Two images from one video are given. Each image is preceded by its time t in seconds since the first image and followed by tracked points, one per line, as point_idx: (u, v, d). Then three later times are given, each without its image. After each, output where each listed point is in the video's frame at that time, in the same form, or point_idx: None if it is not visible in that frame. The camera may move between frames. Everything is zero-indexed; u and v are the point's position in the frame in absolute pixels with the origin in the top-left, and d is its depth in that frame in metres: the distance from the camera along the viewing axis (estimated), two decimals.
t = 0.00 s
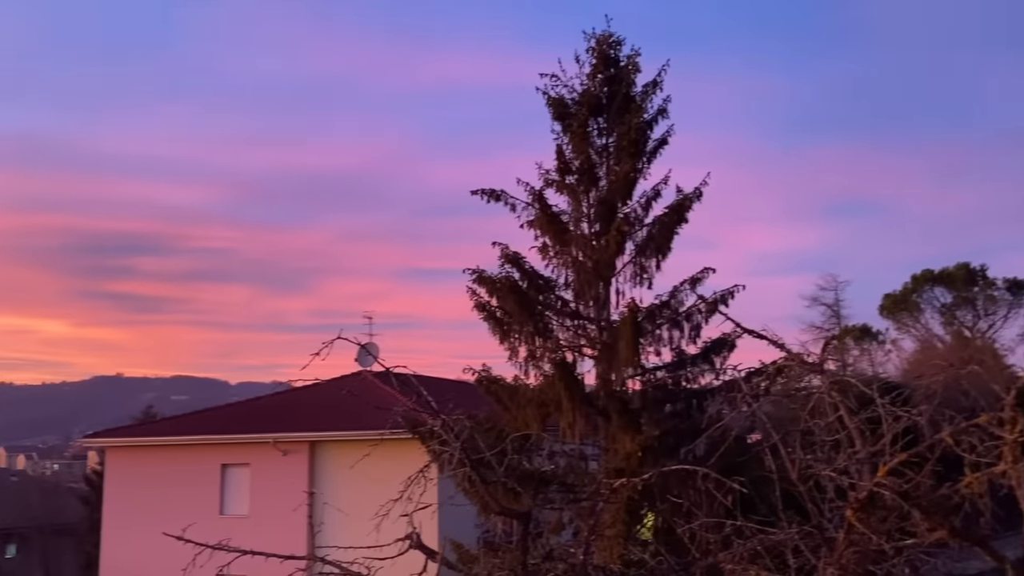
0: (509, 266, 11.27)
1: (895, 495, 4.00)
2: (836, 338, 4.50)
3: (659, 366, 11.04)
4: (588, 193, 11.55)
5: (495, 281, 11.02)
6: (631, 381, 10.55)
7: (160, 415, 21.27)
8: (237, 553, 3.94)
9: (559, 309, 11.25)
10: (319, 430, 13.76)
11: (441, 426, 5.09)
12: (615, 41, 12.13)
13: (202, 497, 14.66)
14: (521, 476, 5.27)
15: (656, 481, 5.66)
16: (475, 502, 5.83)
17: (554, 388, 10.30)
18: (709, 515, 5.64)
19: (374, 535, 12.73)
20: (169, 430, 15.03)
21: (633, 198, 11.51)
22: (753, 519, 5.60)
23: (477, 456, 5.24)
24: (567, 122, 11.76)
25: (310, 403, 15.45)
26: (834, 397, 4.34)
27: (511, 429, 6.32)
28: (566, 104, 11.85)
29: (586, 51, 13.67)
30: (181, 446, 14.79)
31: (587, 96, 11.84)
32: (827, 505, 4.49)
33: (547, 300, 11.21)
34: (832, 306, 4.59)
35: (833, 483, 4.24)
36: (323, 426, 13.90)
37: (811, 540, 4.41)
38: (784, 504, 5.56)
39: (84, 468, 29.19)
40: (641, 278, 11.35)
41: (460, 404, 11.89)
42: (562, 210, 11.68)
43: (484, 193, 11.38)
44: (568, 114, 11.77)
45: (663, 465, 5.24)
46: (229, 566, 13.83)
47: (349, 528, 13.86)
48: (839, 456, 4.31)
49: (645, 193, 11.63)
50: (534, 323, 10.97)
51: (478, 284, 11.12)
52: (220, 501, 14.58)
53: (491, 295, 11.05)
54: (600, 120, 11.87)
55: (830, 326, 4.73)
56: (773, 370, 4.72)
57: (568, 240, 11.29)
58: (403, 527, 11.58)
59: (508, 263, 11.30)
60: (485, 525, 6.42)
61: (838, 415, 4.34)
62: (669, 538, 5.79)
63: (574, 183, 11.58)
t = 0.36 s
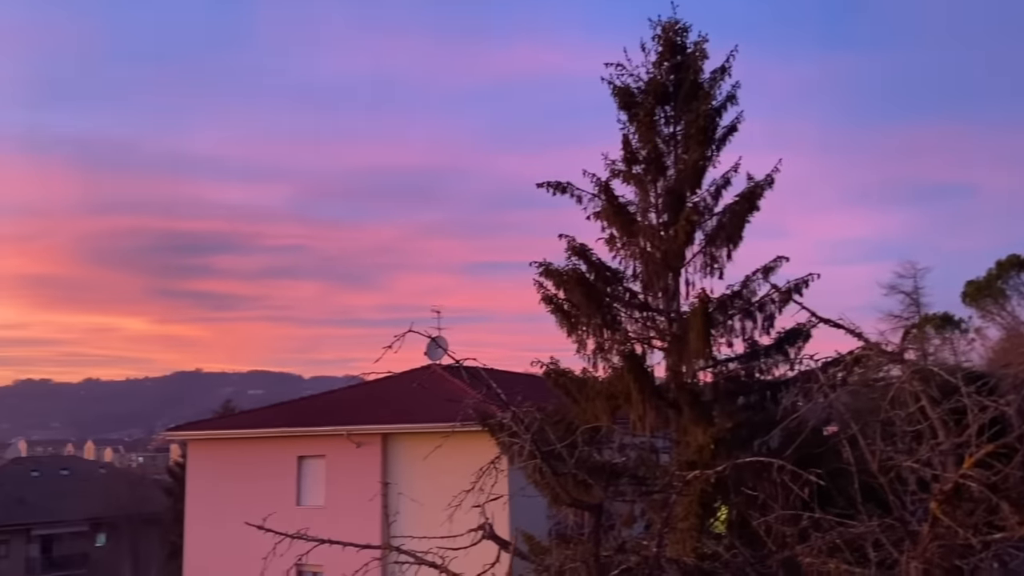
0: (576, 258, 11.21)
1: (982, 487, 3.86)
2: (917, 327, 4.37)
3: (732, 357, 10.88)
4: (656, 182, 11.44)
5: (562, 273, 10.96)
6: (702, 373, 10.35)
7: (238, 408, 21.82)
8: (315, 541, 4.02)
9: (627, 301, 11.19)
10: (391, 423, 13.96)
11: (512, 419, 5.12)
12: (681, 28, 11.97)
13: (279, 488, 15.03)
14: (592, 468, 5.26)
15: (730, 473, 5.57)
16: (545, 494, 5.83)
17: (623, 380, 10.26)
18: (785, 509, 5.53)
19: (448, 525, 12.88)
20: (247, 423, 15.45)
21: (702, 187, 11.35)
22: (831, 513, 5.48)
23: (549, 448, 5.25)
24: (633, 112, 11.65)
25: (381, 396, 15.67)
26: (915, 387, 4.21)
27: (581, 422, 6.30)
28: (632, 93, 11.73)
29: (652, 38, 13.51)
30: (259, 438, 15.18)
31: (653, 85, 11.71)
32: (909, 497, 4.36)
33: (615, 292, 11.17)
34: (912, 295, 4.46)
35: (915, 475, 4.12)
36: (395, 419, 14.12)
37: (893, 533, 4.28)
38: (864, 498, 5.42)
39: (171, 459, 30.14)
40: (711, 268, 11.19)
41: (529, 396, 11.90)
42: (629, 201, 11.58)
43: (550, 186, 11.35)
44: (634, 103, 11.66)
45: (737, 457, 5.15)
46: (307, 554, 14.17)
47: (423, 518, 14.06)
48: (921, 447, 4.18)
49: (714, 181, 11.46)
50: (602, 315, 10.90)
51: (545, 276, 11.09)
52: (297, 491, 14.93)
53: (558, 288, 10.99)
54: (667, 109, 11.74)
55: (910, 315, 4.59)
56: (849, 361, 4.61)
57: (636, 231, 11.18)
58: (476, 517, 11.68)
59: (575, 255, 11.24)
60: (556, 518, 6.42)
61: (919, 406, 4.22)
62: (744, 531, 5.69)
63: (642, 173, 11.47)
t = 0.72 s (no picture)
0: (648, 247, 11.10)
1: None
2: (1008, 313, 4.19)
3: (811, 346, 10.64)
4: (731, 168, 11.23)
5: (634, 263, 10.85)
6: (781, 363, 10.16)
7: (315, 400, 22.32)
8: (397, 530, 4.08)
9: (702, 291, 11.07)
10: (466, 413, 14.12)
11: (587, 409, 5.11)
12: (755, 10, 11.71)
13: (357, 477, 15.32)
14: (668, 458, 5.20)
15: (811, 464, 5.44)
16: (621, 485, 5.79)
17: (698, 370, 10.11)
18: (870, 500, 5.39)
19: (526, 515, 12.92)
20: (325, 414, 15.80)
21: (778, 172, 11.11)
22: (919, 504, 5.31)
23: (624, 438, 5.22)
24: (706, 97, 11.46)
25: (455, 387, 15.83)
26: (1006, 375, 4.05)
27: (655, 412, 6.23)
28: (705, 79, 11.52)
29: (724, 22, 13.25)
30: (337, 428, 15.52)
31: (726, 69, 11.48)
32: (1003, 489, 4.19)
33: (689, 282, 11.05)
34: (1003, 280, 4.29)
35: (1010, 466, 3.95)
36: (469, 410, 14.26)
37: (987, 526, 4.12)
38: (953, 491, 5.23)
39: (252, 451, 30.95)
40: (789, 256, 10.94)
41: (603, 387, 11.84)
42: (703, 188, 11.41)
43: (622, 175, 11.25)
44: (707, 89, 11.46)
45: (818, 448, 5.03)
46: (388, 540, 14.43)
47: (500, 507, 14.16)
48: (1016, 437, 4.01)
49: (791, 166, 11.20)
50: (676, 305, 10.78)
51: (617, 267, 11.01)
52: (374, 480, 15.20)
53: (630, 278, 10.90)
54: (741, 93, 11.51)
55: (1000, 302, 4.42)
56: (936, 349, 4.45)
57: (711, 219, 11.00)
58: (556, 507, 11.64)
59: (646, 245, 11.13)
60: (632, 509, 6.38)
61: (1011, 394, 4.05)
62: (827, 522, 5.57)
63: (716, 159, 11.28)
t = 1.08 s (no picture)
0: (720, 235, 10.95)
1: None
2: None
3: (890, 335, 10.39)
4: (805, 154, 11.01)
5: (705, 252, 10.69)
6: (858, 352, 9.97)
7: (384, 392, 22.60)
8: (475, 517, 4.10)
9: (776, 279, 10.85)
10: (535, 403, 14.18)
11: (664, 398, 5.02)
12: None
13: (427, 466, 15.48)
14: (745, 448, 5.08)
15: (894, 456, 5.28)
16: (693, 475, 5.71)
17: (773, 360, 9.94)
18: (955, 493, 5.22)
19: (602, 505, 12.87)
20: (396, 404, 16.01)
21: (855, 156, 10.82)
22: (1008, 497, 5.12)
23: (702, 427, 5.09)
24: (778, 81, 11.21)
25: (523, 377, 15.89)
26: None
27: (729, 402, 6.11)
28: (777, 62, 11.25)
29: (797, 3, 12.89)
30: (407, 418, 15.70)
31: (799, 52, 11.19)
32: None
33: (763, 270, 10.84)
34: None
35: None
36: (537, 401, 14.32)
37: None
38: None
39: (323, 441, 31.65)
40: (867, 243, 10.65)
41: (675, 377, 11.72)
42: (777, 174, 11.18)
43: (692, 162, 11.08)
44: (780, 73, 11.20)
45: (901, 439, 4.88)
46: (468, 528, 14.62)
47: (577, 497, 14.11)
48: None
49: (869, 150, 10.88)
50: (750, 293, 10.60)
51: (687, 255, 10.84)
52: (444, 469, 15.35)
53: (701, 266, 10.72)
54: (815, 77, 11.25)
55: None
56: None
57: (784, 206, 10.77)
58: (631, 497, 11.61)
59: (718, 233, 10.98)
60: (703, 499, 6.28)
61: None
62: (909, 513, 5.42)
63: (790, 145, 11.06)
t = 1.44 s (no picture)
0: (794, 222, 10.76)
1: None
2: None
3: (973, 324, 10.06)
4: (883, 137, 10.70)
5: (779, 240, 10.52)
6: (938, 342, 9.67)
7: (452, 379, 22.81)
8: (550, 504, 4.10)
9: (852, 267, 10.58)
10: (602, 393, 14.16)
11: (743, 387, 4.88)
12: None
13: (494, 454, 15.55)
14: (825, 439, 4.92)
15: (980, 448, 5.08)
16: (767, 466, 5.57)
17: (850, 349, 9.65)
18: None
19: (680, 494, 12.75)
20: (463, 392, 16.13)
21: (935, 138, 10.49)
22: None
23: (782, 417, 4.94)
24: (854, 63, 10.91)
25: (590, 367, 15.88)
26: None
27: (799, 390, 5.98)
28: (853, 44, 10.94)
29: None
30: (475, 406, 15.80)
31: (876, 32, 10.85)
32: None
33: (839, 257, 10.61)
34: None
35: None
36: (605, 391, 14.28)
37: None
38: None
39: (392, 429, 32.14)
40: (948, 228, 10.29)
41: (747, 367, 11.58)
42: (852, 158, 10.92)
43: (764, 147, 10.87)
44: (855, 55, 10.91)
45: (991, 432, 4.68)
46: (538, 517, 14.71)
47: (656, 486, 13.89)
48: None
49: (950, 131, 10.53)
50: (825, 281, 10.38)
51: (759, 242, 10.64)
52: (512, 457, 15.38)
53: (774, 254, 10.57)
54: (892, 57, 10.93)
55: None
56: None
57: (861, 190, 10.52)
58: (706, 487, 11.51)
59: (792, 219, 10.78)
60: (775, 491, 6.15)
61: None
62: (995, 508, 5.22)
63: (866, 128, 10.79)
